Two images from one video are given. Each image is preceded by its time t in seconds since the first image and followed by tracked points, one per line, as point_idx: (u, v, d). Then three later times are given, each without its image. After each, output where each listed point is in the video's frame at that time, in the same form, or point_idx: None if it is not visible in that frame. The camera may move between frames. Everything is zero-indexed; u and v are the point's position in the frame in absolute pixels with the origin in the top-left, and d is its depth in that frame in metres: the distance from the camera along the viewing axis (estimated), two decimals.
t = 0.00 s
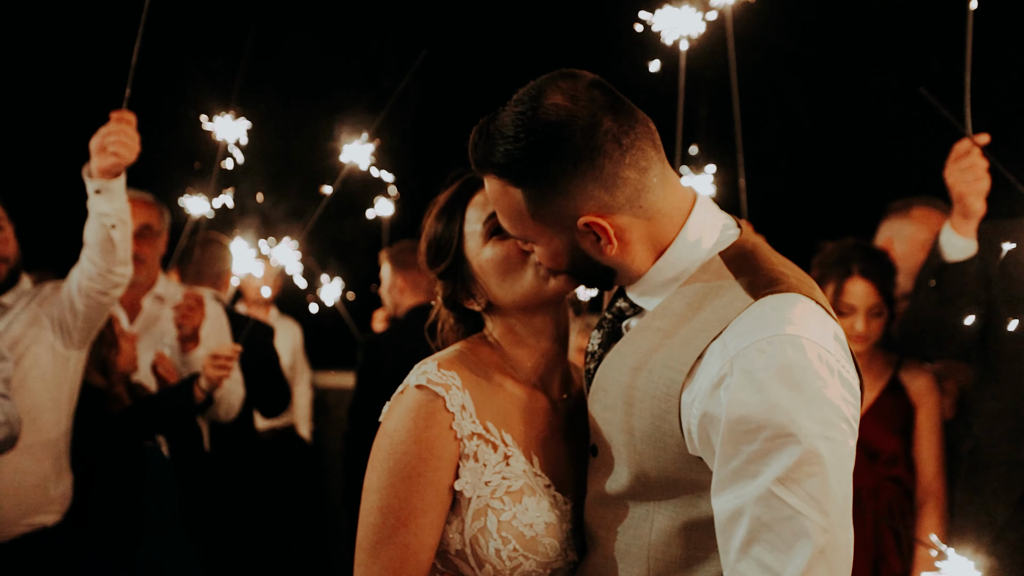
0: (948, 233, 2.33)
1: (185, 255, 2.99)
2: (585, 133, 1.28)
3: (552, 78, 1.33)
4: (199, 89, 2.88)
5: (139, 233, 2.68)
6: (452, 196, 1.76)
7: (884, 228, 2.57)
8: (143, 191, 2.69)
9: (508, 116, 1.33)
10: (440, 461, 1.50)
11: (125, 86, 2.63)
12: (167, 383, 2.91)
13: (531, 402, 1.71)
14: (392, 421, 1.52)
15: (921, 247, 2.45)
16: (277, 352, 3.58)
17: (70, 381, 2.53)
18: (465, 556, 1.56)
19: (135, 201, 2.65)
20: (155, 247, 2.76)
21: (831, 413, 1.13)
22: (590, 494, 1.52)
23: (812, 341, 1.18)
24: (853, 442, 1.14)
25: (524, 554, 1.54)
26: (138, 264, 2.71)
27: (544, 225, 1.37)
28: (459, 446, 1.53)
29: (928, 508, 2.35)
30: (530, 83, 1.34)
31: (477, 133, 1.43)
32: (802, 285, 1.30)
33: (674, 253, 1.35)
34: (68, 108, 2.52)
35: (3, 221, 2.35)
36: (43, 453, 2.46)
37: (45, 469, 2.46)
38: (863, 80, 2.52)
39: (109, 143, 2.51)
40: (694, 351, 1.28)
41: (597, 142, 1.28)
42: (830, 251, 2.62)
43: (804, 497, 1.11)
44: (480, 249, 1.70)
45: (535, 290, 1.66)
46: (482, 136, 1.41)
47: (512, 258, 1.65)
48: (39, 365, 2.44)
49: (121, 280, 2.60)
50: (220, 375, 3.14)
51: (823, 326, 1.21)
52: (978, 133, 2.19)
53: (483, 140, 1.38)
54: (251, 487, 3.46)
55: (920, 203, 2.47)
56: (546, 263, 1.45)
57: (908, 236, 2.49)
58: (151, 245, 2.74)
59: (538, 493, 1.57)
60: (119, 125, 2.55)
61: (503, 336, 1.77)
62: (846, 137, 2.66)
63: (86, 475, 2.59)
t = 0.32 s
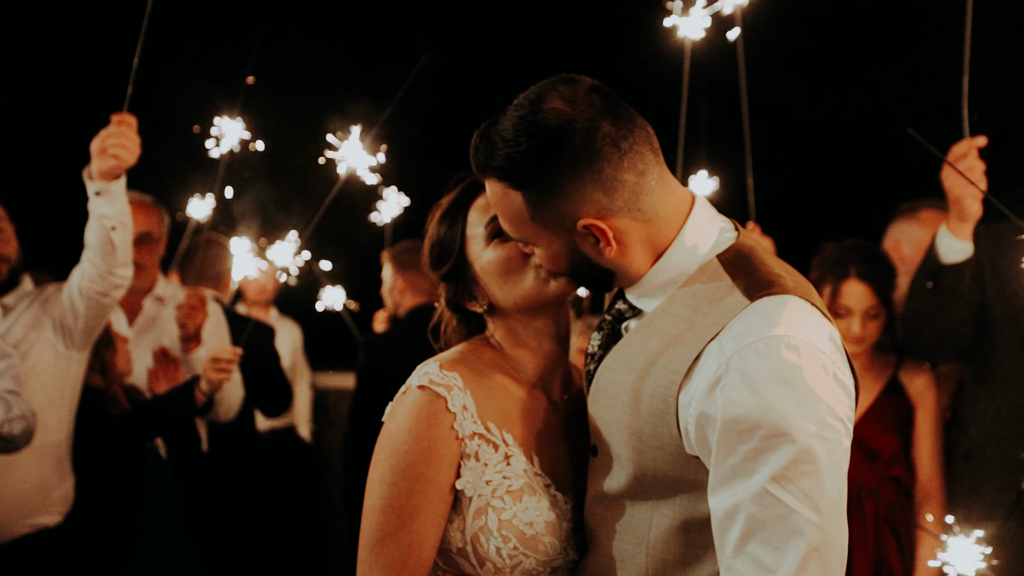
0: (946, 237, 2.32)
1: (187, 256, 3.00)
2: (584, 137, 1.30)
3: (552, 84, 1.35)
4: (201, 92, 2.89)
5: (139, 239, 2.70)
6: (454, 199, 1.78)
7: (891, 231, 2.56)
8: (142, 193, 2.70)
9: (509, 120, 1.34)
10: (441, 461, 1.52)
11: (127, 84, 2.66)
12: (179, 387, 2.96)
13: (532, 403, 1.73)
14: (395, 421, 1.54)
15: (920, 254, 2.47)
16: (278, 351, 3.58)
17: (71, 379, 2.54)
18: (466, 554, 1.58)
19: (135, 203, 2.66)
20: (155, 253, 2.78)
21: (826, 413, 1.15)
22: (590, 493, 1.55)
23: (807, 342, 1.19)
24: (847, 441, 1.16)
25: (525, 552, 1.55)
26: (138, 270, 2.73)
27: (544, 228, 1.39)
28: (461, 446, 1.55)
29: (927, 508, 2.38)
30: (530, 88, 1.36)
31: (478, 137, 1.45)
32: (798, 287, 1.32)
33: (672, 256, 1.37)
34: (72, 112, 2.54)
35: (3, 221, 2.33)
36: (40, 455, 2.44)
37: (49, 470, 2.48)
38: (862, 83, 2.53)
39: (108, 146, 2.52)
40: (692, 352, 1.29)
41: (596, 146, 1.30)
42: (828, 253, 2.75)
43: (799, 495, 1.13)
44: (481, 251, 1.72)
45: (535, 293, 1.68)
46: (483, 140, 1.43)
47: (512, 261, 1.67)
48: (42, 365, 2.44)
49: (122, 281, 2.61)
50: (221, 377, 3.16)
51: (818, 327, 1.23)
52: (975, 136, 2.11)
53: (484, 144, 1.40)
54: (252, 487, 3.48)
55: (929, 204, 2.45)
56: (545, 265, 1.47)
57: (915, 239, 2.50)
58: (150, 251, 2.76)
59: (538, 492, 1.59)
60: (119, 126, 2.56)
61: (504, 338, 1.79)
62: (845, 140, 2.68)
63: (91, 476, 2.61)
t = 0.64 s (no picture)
0: (941, 240, 2.38)
1: (192, 255, 3.00)
2: (583, 140, 1.32)
3: (551, 87, 1.37)
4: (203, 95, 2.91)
5: (139, 242, 2.74)
6: (457, 201, 1.80)
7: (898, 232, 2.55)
8: (143, 194, 2.72)
9: (509, 123, 1.36)
10: (442, 459, 1.54)
11: (130, 82, 2.66)
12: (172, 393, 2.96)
13: (533, 402, 1.75)
14: (396, 419, 1.56)
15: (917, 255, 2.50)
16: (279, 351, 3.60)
17: (72, 379, 2.57)
18: (467, 551, 1.60)
19: (135, 204, 2.68)
20: (154, 257, 2.80)
21: (820, 411, 1.17)
22: (590, 491, 1.57)
23: (802, 342, 1.21)
24: (840, 439, 1.18)
25: (524, 549, 1.57)
26: (137, 273, 2.76)
27: (543, 229, 1.41)
28: (461, 444, 1.57)
29: (926, 507, 2.41)
30: (530, 92, 1.38)
31: (478, 140, 1.47)
32: (793, 287, 1.34)
33: (669, 257, 1.39)
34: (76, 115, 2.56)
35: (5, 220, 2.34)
36: (50, 457, 2.50)
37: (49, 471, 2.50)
38: (860, 87, 2.55)
39: (109, 148, 2.58)
40: (688, 351, 1.31)
41: (594, 148, 1.32)
42: (829, 251, 2.74)
43: (793, 492, 1.15)
44: (482, 252, 1.74)
45: (535, 293, 1.70)
46: (483, 143, 1.45)
47: (512, 261, 1.69)
48: (43, 364, 2.47)
49: (122, 281, 2.68)
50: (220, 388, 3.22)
51: (813, 327, 1.25)
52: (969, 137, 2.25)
53: (484, 147, 1.43)
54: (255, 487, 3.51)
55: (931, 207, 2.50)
56: (544, 266, 1.49)
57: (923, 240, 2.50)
58: (150, 255, 2.79)
59: (538, 490, 1.61)
60: (120, 128, 2.61)
61: (505, 338, 1.82)
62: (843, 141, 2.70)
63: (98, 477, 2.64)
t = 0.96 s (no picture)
0: (934, 245, 2.41)
1: (191, 256, 2.90)
2: (580, 145, 1.34)
3: (549, 93, 1.39)
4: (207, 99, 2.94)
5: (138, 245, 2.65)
6: (458, 205, 1.82)
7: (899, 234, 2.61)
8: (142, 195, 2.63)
9: (508, 129, 1.39)
10: (444, 460, 1.56)
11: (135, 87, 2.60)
12: (168, 397, 2.84)
13: (534, 404, 1.77)
14: (398, 421, 1.58)
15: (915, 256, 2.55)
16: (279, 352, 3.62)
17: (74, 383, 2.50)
18: (468, 550, 1.62)
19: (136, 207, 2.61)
20: (152, 257, 2.71)
21: (814, 412, 1.19)
22: (589, 491, 1.59)
23: (796, 344, 1.24)
24: (834, 439, 1.20)
25: (525, 548, 1.60)
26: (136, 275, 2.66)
27: (542, 233, 1.43)
28: (462, 445, 1.59)
29: (925, 508, 2.42)
30: (528, 98, 1.40)
31: (478, 145, 1.49)
32: (788, 290, 1.36)
33: (665, 260, 1.41)
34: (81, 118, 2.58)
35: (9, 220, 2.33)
36: (46, 464, 2.44)
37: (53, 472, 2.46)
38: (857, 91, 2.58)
39: (115, 148, 2.50)
40: (685, 353, 1.33)
41: (592, 154, 1.34)
42: (825, 255, 2.74)
43: (788, 492, 1.17)
44: (483, 256, 1.76)
45: (534, 296, 1.72)
46: (483, 149, 1.47)
47: (512, 265, 1.71)
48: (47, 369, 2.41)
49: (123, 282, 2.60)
50: (220, 395, 3.07)
51: (807, 329, 1.27)
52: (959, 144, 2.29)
53: (484, 153, 1.45)
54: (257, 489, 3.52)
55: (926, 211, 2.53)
56: (543, 269, 1.51)
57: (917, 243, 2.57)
58: (147, 257, 2.69)
59: (537, 490, 1.63)
60: (128, 130, 2.53)
61: (505, 340, 1.84)
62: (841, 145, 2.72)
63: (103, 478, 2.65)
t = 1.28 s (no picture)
0: (930, 245, 2.45)
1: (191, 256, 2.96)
2: (578, 149, 1.36)
3: (548, 98, 1.41)
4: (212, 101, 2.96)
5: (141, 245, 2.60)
6: (460, 208, 1.85)
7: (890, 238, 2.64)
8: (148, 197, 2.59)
9: (507, 134, 1.41)
10: (447, 457, 1.59)
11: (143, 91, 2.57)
12: (159, 402, 2.79)
13: (536, 403, 1.80)
14: (402, 419, 1.61)
15: (907, 261, 2.56)
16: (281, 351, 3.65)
17: (76, 379, 2.38)
18: (471, 547, 1.64)
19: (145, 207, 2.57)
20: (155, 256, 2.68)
21: (809, 409, 1.21)
22: (590, 489, 1.62)
23: (791, 343, 1.26)
24: (830, 436, 1.23)
25: (527, 544, 1.62)
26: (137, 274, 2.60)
27: (542, 235, 1.46)
28: (465, 443, 1.62)
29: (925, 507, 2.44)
30: (528, 103, 1.43)
31: (479, 150, 1.52)
32: (785, 290, 1.39)
33: (664, 261, 1.43)
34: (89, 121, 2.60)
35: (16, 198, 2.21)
36: (48, 467, 2.29)
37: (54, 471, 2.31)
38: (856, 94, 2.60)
39: (126, 147, 2.46)
40: (683, 353, 1.36)
41: (590, 158, 1.36)
42: (820, 256, 2.76)
43: (784, 488, 1.19)
44: (485, 258, 1.79)
45: (535, 299, 1.75)
46: (484, 153, 1.49)
47: (512, 269, 1.74)
48: (50, 370, 2.29)
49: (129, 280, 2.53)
50: (217, 404, 3.21)
51: (802, 328, 1.29)
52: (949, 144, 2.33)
53: (485, 157, 1.47)
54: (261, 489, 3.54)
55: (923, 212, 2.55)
56: (543, 270, 1.54)
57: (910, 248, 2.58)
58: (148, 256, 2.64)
59: (539, 487, 1.66)
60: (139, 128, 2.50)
61: (508, 340, 1.86)
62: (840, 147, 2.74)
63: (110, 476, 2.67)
